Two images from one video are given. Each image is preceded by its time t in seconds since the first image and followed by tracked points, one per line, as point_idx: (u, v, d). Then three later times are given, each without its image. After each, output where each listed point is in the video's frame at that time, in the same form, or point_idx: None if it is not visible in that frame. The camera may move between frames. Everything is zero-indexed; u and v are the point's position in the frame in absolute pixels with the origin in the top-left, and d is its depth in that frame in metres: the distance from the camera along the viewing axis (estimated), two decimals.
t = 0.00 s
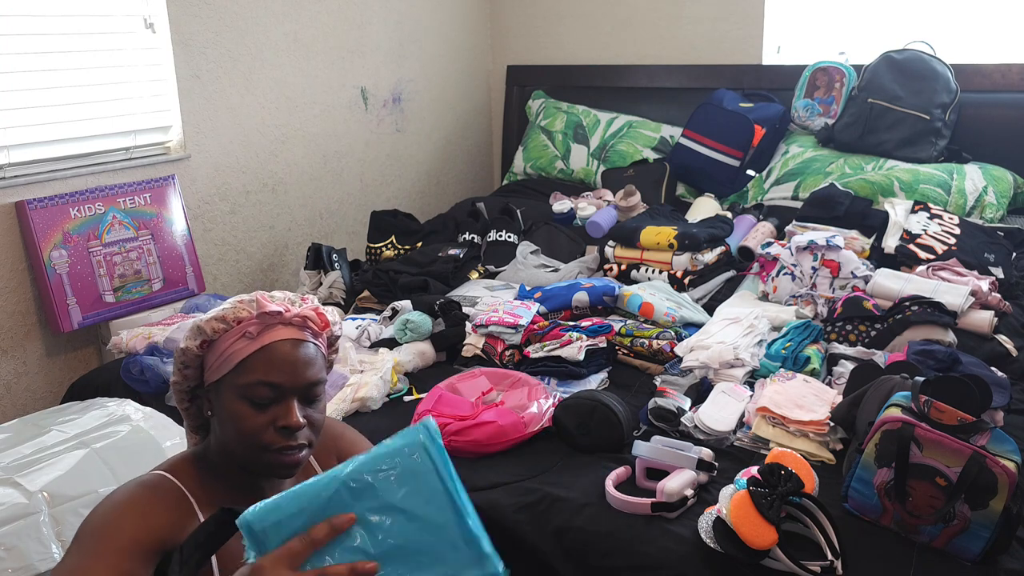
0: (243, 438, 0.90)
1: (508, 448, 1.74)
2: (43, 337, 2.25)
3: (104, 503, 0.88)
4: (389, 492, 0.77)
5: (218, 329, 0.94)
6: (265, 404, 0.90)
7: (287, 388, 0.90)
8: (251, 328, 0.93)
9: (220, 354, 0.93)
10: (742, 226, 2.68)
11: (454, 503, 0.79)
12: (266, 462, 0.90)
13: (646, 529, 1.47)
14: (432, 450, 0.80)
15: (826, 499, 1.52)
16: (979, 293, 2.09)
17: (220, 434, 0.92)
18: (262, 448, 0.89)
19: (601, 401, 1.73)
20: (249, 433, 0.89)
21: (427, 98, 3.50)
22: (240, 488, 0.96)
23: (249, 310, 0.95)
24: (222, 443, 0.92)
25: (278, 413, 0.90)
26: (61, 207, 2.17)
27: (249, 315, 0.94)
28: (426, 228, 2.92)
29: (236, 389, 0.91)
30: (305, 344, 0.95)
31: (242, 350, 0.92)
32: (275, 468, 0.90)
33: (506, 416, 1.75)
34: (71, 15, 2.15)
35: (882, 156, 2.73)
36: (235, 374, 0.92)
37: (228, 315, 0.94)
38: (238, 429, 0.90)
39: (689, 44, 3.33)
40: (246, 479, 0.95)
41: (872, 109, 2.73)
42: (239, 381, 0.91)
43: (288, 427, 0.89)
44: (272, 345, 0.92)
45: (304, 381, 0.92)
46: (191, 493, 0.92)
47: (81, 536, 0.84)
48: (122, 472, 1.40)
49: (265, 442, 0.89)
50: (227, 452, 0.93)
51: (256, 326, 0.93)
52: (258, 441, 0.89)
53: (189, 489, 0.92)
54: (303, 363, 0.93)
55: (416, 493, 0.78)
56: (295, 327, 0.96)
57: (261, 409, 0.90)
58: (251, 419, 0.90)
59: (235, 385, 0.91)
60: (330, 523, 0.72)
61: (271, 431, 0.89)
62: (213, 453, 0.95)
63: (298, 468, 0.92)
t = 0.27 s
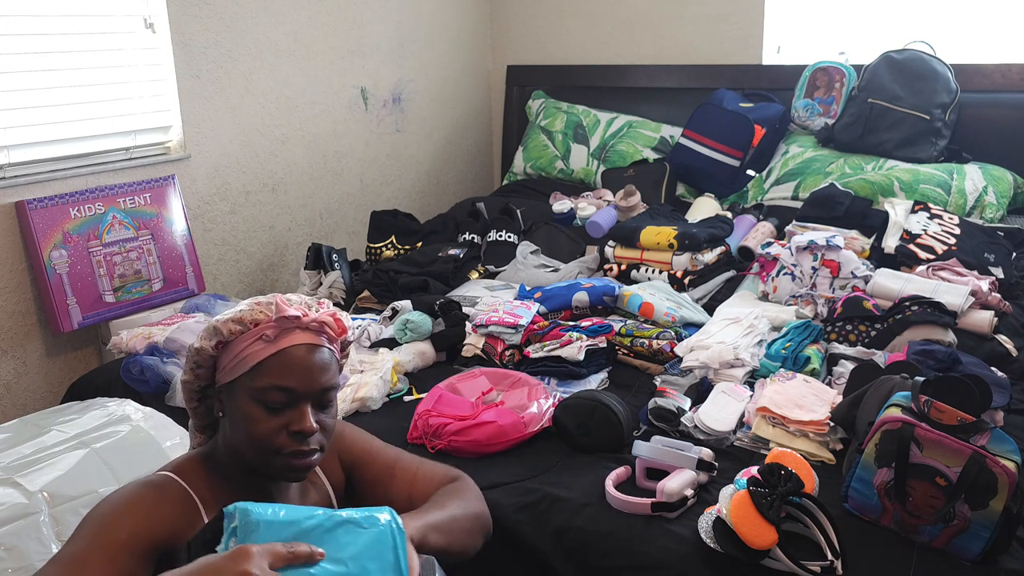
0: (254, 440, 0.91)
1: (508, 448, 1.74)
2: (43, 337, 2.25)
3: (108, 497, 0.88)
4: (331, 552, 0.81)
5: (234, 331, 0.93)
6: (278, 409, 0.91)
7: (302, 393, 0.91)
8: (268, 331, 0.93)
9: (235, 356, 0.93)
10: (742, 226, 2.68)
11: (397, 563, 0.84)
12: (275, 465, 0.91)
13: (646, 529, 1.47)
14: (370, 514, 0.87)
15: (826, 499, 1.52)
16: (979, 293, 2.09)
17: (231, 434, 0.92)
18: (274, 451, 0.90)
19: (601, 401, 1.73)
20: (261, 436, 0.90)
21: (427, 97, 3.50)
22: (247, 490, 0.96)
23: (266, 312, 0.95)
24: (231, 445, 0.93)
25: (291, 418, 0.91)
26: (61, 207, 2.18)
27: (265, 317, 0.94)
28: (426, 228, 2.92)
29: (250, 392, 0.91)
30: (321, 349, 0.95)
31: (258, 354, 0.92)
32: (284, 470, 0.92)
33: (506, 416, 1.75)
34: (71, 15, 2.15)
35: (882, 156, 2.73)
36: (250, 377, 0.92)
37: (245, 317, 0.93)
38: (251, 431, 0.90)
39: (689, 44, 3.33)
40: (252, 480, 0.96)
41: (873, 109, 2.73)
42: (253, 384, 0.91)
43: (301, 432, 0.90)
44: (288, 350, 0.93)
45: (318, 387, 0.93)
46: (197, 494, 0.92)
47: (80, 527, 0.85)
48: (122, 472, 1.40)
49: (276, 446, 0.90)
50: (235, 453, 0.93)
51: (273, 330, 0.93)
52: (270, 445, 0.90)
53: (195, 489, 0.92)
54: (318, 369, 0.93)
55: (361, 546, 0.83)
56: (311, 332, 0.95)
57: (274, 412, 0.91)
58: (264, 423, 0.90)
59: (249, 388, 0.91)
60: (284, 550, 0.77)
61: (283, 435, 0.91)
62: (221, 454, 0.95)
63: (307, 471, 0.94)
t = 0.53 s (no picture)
0: (250, 439, 0.90)
1: (508, 448, 1.74)
2: (43, 337, 2.25)
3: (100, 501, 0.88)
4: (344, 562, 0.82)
5: (227, 332, 0.92)
6: (274, 408, 0.91)
7: (297, 392, 0.91)
8: (261, 331, 0.92)
9: (228, 357, 0.92)
10: (742, 226, 2.68)
11: None
12: (272, 464, 0.91)
13: (646, 529, 1.47)
14: (366, 528, 0.87)
15: (826, 499, 1.52)
16: (979, 293, 2.09)
17: (226, 435, 0.92)
18: (271, 451, 0.90)
19: (601, 401, 1.72)
20: (258, 436, 0.90)
21: (427, 98, 3.50)
22: (242, 489, 0.96)
23: (258, 313, 0.94)
24: (226, 445, 0.92)
25: (287, 417, 0.91)
26: (61, 207, 2.17)
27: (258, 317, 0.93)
28: (426, 228, 2.92)
29: (245, 392, 0.91)
30: (314, 348, 0.95)
31: (251, 354, 0.91)
32: (281, 470, 0.92)
33: (506, 416, 1.75)
34: (71, 15, 2.15)
35: (882, 156, 2.73)
36: (243, 377, 0.91)
37: (237, 317, 0.93)
38: (247, 431, 0.90)
39: (689, 44, 3.33)
40: (247, 478, 0.95)
41: (872, 109, 2.73)
42: (247, 384, 0.91)
43: (298, 431, 0.90)
44: (282, 349, 0.92)
45: (313, 385, 0.92)
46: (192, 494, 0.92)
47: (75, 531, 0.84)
48: (122, 472, 1.40)
49: (273, 445, 0.90)
50: (230, 453, 0.93)
51: (266, 330, 0.92)
52: (267, 444, 0.90)
53: (188, 489, 0.92)
54: (312, 368, 0.93)
55: (362, 562, 0.83)
56: (304, 331, 0.95)
57: (270, 412, 0.90)
58: (261, 422, 0.90)
59: (243, 388, 0.90)
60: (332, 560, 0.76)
61: (280, 434, 0.90)
62: (214, 453, 0.95)
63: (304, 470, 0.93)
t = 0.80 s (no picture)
0: (251, 442, 0.90)
1: (508, 448, 1.74)
2: (43, 337, 2.25)
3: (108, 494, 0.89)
4: None
5: (228, 335, 0.92)
6: (275, 411, 0.91)
7: (298, 396, 0.91)
8: (263, 335, 0.92)
9: (228, 361, 0.92)
10: (742, 226, 2.68)
11: None
12: (273, 466, 0.92)
13: (646, 529, 1.47)
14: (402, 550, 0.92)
15: (826, 499, 1.52)
16: (980, 293, 2.09)
17: (226, 438, 0.92)
18: (272, 454, 0.91)
19: (601, 401, 1.72)
20: (260, 439, 0.90)
21: (427, 98, 3.49)
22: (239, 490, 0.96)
23: (259, 316, 0.94)
24: (225, 448, 0.93)
25: (288, 420, 0.91)
26: (61, 207, 2.18)
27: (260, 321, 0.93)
28: (426, 228, 2.92)
29: (245, 395, 0.91)
30: (315, 352, 0.95)
31: (253, 358, 0.91)
32: (282, 472, 0.92)
33: (506, 416, 1.75)
34: (71, 15, 2.15)
35: (882, 156, 2.73)
36: (244, 381, 0.91)
37: (238, 321, 0.93)
38: (247, 434, 0.90)
39: (689, 44, 3.33)
40: (243, 480, 0.96)
41: (872, 109, 2.73)
42: (248, 388, 0.91)
43: (299, 434, 0.91)
44: (283, 353, 0.92)
45: (314, 388, 0.92)
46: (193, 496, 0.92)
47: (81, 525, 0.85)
48: (122, 472, 1.40)
49: (275, 448, 0.91)
50: (228, 456, 0.93)
51: (267, 333, 0.92)
52: (268, 448, 0.91)
53: (186, 490, 0.92)
54: (313, 371, 0.93)
55: None
56: (305, 335, 0.95)
57: (271, 415, 0.91)
58: (262, 426, 0.90)
59: (244, 392, 0.90)
60: None
61: (282, 438, 0.91)
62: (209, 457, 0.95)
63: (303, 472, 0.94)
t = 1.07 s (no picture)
0: (264, 448, 0.90)
1: (508, 448, 1.74)
2: (43, 337, 2.25)
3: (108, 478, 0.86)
4: None
5: (242, 340, 0.91)
6: (287, 417, 0.91)
7: (312, 401, 0.92)
8: (277, 340, 0.92)
9: (242, 366, 0.91)
10: (742, 226, 2.68)
11: None
12: (286, 472, 0.92)
13: (646, 529, 1.47)
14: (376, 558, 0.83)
15: (826, 499, 1.52)
16: (979, 293, 2.09)
17: (236, 444, 0.91)
18: (284, 459, 0.91)
19: (601, 401, 1.73)
20: (272, 445, 0.90)
21: (427, 98, 3.50)
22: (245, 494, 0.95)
23: (273, 321, 0.94)
24: (235, 453, 0.92)
25: (302, 425, 0.91)
26: (61, 207, 2.17)
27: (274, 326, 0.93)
28: (426, 228, 2.92)
29: (258, 400, 0.90)
30: (328, 357, 0.95)
31: (267, 363, 0.91)
32: (293, 477, 0.92)
33: (506, 416, 1.75)
34: (71, 15, 2.15)
35: (882, 156, 2.73)
36: (258, 386, 0.91)
37: (252, 326, 0.93)
38: (260, 439, 0.90)
39: (689, 44, 3.33)
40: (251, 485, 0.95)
41: (872, 109, 2.73)
42: (261, 393, 0.90)
43: (313, 439, 0.91)
44: (297, 359, 0.92)
45: (327, 394, 0.93)
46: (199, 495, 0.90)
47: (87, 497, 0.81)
48: (122, 471, 1.40)
49: (288, 453, 0.90)
50: (238, 461, 0.92)
51: (282, 339, 0.92)
52: (281, 453, 0.90)
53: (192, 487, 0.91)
54: (326, 376, 0.93)
55: None
56: (318, 340, 0.95)
57: (285, 420, 0.91)
58: (275, 431, 0.90)
59: (257, 397, 0.90)
60: None
61: (295, 443, 0.91)
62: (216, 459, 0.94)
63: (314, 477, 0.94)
